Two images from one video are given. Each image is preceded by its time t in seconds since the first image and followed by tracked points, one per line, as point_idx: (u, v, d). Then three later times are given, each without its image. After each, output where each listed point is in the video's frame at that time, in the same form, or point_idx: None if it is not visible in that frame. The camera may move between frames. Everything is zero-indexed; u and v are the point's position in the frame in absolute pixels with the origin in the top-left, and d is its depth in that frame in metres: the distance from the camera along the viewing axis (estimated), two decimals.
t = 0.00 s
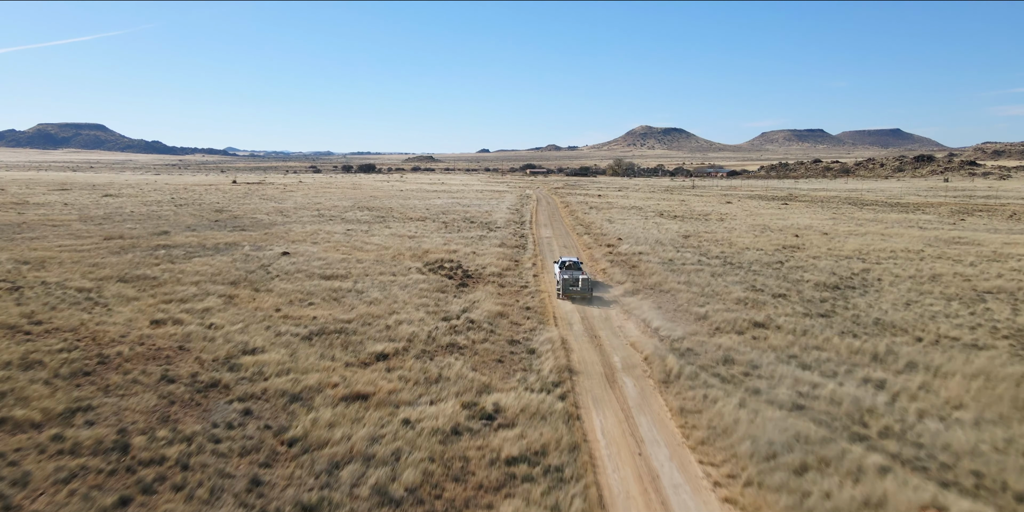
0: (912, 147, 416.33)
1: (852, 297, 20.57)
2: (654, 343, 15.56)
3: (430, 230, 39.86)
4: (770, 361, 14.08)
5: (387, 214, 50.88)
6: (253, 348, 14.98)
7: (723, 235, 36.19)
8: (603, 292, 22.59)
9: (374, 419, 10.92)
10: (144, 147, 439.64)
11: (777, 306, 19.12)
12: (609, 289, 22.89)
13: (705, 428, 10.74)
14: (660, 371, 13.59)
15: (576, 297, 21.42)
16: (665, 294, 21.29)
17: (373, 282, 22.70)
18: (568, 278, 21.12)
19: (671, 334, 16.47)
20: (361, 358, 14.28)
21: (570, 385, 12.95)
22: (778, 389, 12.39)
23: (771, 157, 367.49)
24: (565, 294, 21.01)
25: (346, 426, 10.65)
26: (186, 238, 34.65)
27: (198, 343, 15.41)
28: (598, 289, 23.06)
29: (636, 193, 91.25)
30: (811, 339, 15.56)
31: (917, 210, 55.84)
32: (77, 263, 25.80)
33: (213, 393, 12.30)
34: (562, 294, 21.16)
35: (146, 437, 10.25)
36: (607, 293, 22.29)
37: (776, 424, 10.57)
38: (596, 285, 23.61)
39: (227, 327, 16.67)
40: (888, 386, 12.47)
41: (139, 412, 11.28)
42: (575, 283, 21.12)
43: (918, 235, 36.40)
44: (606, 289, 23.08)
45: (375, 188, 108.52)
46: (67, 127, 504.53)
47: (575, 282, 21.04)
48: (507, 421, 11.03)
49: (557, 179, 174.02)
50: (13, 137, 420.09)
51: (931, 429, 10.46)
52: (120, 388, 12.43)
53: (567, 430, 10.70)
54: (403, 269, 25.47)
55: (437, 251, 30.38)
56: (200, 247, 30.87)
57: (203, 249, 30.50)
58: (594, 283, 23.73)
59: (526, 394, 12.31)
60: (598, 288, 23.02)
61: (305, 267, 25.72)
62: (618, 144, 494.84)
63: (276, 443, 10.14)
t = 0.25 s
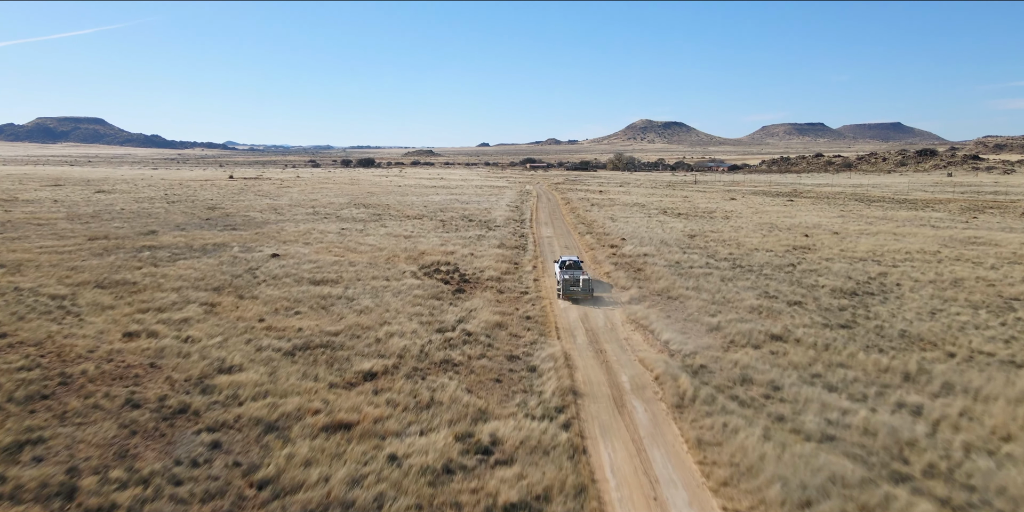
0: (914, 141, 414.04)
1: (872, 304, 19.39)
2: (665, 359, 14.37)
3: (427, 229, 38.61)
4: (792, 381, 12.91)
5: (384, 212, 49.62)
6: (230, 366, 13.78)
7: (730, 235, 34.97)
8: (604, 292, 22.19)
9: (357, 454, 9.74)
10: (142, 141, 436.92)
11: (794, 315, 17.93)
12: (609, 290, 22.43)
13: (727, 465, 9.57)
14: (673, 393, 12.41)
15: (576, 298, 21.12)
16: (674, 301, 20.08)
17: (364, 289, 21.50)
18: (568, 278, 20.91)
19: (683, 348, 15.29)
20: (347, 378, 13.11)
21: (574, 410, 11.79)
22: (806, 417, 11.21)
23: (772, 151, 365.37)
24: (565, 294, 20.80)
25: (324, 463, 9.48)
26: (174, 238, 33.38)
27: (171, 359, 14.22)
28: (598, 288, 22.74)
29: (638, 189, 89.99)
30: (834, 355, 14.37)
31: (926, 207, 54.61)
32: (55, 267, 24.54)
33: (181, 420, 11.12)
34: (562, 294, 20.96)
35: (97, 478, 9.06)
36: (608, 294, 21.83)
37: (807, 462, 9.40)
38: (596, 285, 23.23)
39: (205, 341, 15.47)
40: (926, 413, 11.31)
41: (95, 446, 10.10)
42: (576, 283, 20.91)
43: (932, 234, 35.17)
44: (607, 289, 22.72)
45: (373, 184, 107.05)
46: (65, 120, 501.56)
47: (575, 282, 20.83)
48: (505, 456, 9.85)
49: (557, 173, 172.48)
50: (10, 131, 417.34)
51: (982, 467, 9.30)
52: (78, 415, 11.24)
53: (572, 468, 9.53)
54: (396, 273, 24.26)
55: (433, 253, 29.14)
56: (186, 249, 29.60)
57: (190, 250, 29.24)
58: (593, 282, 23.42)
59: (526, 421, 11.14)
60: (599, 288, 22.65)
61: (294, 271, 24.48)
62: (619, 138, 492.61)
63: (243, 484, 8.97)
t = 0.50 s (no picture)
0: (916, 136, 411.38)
1: (894, 313, 18.23)
2: (677, 379, 13.21)
3: (424, 228, 37.41)
4: (819, 406, 11.74)
5: (380, 210, 48.37)
6: (202, 388, 12.60)
7: (737, 235, 33.78)
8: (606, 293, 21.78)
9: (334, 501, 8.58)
10: (140, 136, 434.07)
11: (812, 327, 16.77)
12: (611, 291, 21.99)
13: None
14: (689, 421, 11.26)
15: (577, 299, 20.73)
16: (683, 310, 18.90)
17: (355, 296, 20.34)
18: (568, 279, 20.65)
19: (696, 365, 14.11)
20: (330, 402, 11.94)
21: (580, 442, 10.65)
22: (838, 452, 10.06)
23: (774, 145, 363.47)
24: (566, 294, 20.49)
25: None
26: (160, 239, 32.09)
27: (139, 380, 13.03)
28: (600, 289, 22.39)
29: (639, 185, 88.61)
30: (861, 375, 13.23)
31: (935, 204, 53.42)
32: (30, 271, 23.29)
33: (140, 456, 9.93)
34: (562, 295, 20.63)
35: None
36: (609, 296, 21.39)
37: None
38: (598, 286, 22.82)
39: (178, 357, 14.28)
40: (972, 447, 10.16)
41: (38, 489, 8.92)
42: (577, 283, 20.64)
43: (947, 234, 33.98)
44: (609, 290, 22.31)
45: (370, 179, 105.60)
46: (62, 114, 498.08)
47: (576, 282, 20.53)
48: (503, 502, 8.68)
49: (557, 168, 171.07)
50: (7, 126, 414.68)
51: None
52: (25, 450, 10.04)
53: None
54: (390, 278, 23.09)
55: (429, 255, 27.94)
56: (172, 251, 28.34)
57: (175, 252, 28.00)
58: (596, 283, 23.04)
59: (527, 456, 9.98)
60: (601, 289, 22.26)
61: (283, 275, 23.28)
62: (619, 132, 490.44)
63: None
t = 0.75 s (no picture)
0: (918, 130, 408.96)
1: (920, 325, 17.07)
2: (692, 405, 12.05)
3: (420, 228, 36.16)
4: (852, 438, 10.57)
5: (376, 208, 47.11)
6: (169, 416, 11.41)
7: (745, 236, 32.56)
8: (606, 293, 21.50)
9: None
10: (137, 130, 430.77)
11: (834, 341, 15.61)
12: (612, 292, 21.72)
13: None
14: (708, 457, 10.10)
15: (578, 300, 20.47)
16: (693, 322, 17.71)
17: (344, 305, 19.15)
18: (568, 279, 20.40)
19: (712, 388, 12.94)
20: (308, 435, 10.77)
21: (586, 483, 9.50)
22: (879, 497, 8.90)
23: (775, 140, 361.34)
24: (566, 295, 20.25)
25: None
26: (145, 240, 30.81)
27: (101, 406, 11.83)
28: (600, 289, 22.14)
29: (641, 181, 87.17)
30: (894, 400, 12.07)
31: (945, 201, 52.21)
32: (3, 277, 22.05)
33: (89, 502, 8.75)
34: (562, 296, 20.39)
35: None
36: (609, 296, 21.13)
37: None
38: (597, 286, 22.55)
39: (147, 378, 13.10)
40: None
41: None
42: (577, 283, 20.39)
43: (963, 235, 32.78)
44: (609, 290, 22.02)
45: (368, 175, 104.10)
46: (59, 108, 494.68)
47: (576, 282, 20.27)
48: None
49: (557, 163, 169.65)
50: (4, 120, 411.84)
51: None
52: None
53: None
54: (382, 284, 21.90)
55: (425, 258, 26.73)
56: (155, 254, 27.09)
57: (159, 256, 26.76)
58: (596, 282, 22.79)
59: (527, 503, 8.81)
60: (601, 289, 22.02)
61: (269, 281, 22.07)
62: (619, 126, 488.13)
63: None
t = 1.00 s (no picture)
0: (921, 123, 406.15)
1: (949, 340, 15.88)
2: (710, 437, 10.91)
3: (417, 228, 34.93)
4: (892, 479, 9.40)
5: (372, 206, 45.85)
6: (129, 451, 10.23)
7: (753, 237, 31.33)
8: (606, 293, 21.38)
9: None
10: (136, 124, 427.74)
11: (859, 359, 14.44)
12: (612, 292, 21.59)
13: None
14: (731, 503, 8.97)
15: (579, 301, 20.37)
16: (705, 335, 16.51)
17: (332, 316, 17.94)
18: (569, 280, 20.28)
19: (731, 415, 11.76)
20: (283, 475, 9.60)
21: None
22: None
23: (777, 133, 359.31)
24: (567, 296, 20.14)
25: None
26: (128, 242, 29.53)
27: (54, 439, 10.63)
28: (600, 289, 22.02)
29: (643, 177, 85.75)
30: (933, 431, 10.90)
31: (955, 199, 50.90)
32: None
33: None
34: (563, 296, 20.27)
35: None
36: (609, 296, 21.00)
37: None
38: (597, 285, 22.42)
39: (111, 404, 11.91)
40: None
41: None
42: (578, 284, 20.28)
43: (980, 235, 31.52)
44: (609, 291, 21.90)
45: (365, 170, 102.71)
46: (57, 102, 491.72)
47: (577, 283, 20.15)
48: None
49: (557, 157, 168.19)
50: None
51: None
52: None
53: None
54: (374, 292, 20.71)
55: (420, 262, 25.54)
56: (138, 258, 25.83)
57: (142, 260, 25.54)
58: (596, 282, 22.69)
59: None
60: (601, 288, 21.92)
61: (254, 288, 20.86)
62: (620, 119, 485.08)
63: None
